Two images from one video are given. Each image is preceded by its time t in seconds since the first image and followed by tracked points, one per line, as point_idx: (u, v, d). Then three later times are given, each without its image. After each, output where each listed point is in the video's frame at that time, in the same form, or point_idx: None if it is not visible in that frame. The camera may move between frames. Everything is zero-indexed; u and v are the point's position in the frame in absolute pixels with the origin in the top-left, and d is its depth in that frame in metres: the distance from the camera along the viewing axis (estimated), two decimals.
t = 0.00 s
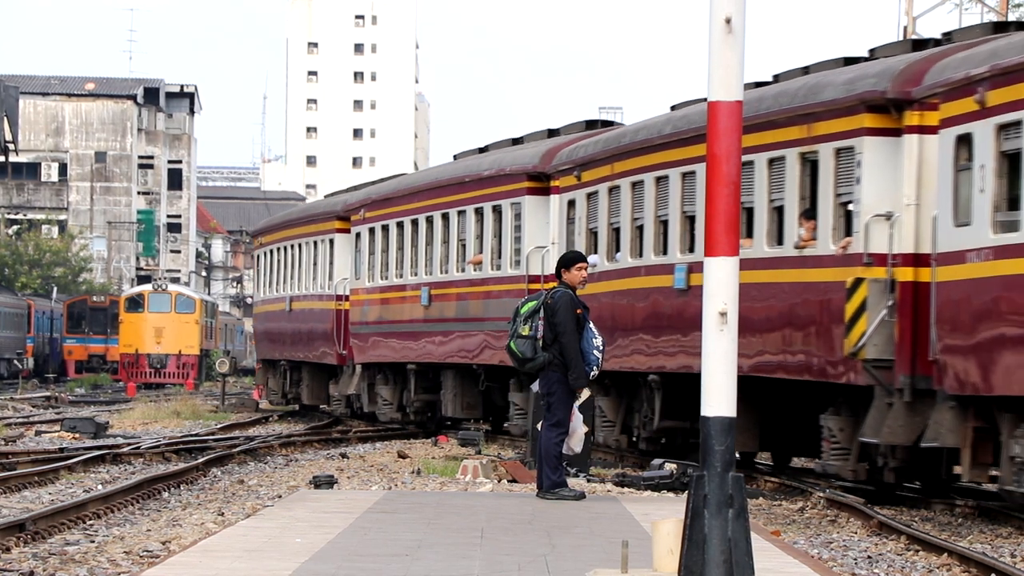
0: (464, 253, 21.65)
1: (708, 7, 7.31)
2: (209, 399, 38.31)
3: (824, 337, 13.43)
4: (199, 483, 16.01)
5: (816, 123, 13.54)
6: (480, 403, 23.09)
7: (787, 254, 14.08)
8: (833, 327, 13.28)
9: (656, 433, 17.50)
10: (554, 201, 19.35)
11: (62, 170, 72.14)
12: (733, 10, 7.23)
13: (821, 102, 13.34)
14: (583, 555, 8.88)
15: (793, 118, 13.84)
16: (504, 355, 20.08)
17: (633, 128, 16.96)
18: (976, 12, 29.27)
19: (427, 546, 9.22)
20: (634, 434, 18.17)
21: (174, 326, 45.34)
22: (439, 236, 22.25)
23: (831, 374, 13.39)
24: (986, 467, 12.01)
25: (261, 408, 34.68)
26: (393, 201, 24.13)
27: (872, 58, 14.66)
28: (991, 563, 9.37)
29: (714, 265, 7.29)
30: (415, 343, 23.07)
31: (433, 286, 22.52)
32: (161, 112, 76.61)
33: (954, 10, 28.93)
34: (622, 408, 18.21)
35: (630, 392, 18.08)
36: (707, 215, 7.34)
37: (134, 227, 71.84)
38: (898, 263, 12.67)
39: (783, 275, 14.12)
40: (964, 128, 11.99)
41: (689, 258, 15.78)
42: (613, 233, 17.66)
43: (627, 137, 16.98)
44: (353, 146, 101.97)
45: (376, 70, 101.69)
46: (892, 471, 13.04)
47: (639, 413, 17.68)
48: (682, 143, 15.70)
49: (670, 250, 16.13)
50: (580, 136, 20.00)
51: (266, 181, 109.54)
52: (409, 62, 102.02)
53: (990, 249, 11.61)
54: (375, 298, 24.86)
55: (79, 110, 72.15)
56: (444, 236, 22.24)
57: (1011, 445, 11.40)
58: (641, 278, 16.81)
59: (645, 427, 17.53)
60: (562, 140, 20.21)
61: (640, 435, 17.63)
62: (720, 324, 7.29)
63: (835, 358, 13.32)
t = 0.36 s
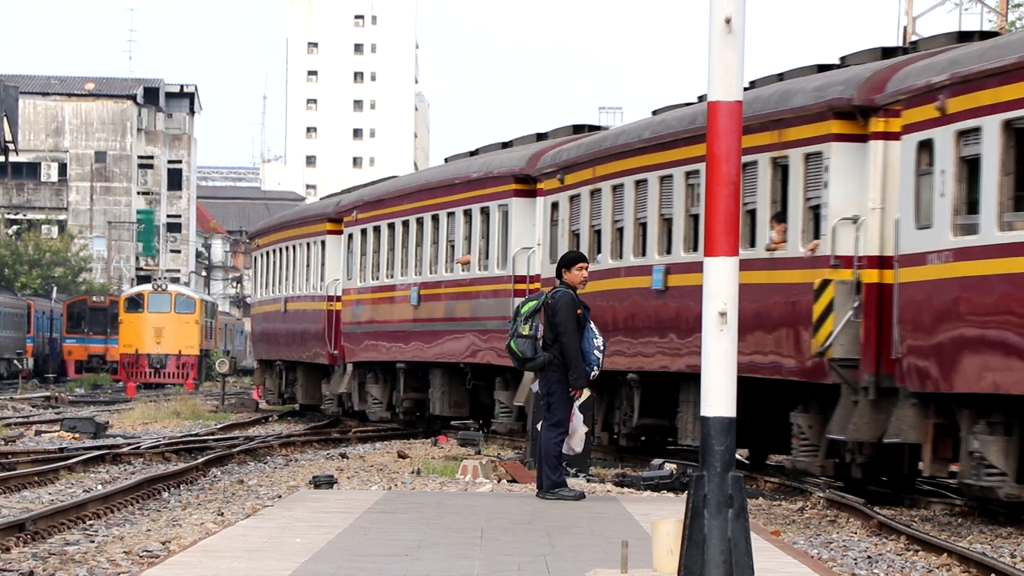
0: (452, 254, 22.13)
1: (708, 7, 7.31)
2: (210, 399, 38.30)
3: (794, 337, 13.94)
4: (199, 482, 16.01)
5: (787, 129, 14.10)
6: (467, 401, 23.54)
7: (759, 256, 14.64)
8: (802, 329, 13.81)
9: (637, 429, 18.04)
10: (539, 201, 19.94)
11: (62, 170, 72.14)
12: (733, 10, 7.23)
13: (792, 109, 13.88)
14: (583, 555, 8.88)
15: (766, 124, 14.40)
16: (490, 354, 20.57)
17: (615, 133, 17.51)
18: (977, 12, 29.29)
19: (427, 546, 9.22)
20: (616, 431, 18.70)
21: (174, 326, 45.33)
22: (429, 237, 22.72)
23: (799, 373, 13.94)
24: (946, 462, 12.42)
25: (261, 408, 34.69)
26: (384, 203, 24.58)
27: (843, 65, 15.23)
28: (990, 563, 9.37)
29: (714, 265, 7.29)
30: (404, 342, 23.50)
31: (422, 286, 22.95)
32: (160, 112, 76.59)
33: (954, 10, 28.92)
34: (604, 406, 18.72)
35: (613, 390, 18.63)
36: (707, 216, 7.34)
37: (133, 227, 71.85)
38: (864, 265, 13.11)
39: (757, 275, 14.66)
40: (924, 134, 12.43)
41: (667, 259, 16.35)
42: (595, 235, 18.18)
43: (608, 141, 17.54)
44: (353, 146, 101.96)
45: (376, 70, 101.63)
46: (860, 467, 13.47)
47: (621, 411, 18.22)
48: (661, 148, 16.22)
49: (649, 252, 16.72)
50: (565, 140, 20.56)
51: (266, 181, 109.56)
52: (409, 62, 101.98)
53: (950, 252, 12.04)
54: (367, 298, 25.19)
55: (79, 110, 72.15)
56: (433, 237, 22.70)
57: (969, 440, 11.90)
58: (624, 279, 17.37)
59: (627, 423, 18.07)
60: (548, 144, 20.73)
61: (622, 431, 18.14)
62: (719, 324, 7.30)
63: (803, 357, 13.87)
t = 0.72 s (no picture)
0: (440, 255, 22.28)
1: (708, 8, 7.32)
2: (210, 400, 38.32)
3: (766, 337, 14.32)
4: (198, 482, 16.01)
5: (758, 134, 14.46)
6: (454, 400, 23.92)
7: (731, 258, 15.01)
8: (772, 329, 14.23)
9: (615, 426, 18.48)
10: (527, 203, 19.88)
11: (62, 171, 72.16)
12: (732, 10, 7.23)
13: (761, 116, 14.24)
14: (581, 555, 8.87)
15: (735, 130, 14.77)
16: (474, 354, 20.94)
17: (594, 136, 17.82)
18: (976, 12, 29.30)
19: (427, 546, 9.23)
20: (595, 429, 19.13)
21: (174, 327, 45.32)
22: (417, 239, 22.86)
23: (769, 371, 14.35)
24: (908, 456, 12.88)
25: (261, 408, 34.69)
26: (374, 205, 24.81)
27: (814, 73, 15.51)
28: (989, 564, 9.37)
29: (714, 265, 7.29)
30: (392, 342, 23.83)
31: (410, 286, 23.21)
32: (160, 112, 76.61)
33: (954, 10, 28.87)
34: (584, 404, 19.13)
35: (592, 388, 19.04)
36: (706, 216, 7.35)
37: (133, 227, 71.89)
38: (831, 268, 13.56)
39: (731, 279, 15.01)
40: (886, 139, 12.83)
41: (645, 261, 16.70)
42: (576, 237, 18.39)
43: (588, 145, 17.84)
44: (353, 146, 101.94)
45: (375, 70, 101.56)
46: (828, 463, 14.01)
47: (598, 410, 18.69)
48: (641, 152, 16.48)
49: (626, 254, 17.06)
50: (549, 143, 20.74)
51: (266, 181, 109.57)
52: (409, 63, 101.92)
53: (912, 253, 12.44)
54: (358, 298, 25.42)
55: (78, 111, 72.17)
56: (421, 238, 22.83)
57: (929, 435, 12.35)
58: (604, 280, 17.69)
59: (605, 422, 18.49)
60: (530, 147, 20.96)
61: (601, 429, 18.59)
62: (718, 324, 7.30)
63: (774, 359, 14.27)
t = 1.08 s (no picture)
0: (426, 256, 22.82)
1: (708, 8, 7.31)
2: (210, 400, 38.33)
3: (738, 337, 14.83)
4: (198, 483, 16.00)
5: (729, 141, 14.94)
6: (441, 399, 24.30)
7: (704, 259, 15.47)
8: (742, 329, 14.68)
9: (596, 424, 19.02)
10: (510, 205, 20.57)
11: (62, 171, 72.16)
12: (732, 11, 7.23)
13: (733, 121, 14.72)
14: (581, 556, 8.85)
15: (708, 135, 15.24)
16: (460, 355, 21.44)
17: (576, 141, 18.39)
18: (977, 12, 29.29)
19: (427, 546, 9.24)
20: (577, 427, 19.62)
21: (174, 327, 45.32)
22: (404, 241, 23.39)
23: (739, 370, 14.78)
24: (872, 453, 13.31)
25: (260, 408, 34.72)
26: (363, 208, 25.29)
27: (785, 80, 16.10)
28: (989, 564, 9.36)
29: (714, 265, 7.29)
30: (380, 342, 24.27)
31: (398, 287, 23.77)
32: (160, 112, 76.66)
33: (954, 10, 28.86)
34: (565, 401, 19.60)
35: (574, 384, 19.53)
36: (706, 216, 7.34)
37: (133, 227, 71.92)
38: (801, 271, 14.07)
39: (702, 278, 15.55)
40: (852, 145, 13.29)
41: (623, 263, 17.26)
42: (558, 239, 18.94)
43: (569, 149, 18.43)
44: (353, 147, 101.96)
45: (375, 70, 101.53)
46: (800, 461, 14.35)
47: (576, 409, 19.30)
48: (620, 155, 17.07)
49: (606, 255, 17.61)
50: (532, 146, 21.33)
51: (265, 181, 109.58)
52: (409, 63, 101.91)
53: (876, 255, 12.90)
54: (347, 299, 25.86)
55: (78, 111, 72.18)
56: (409, 240, 23.37)
57: (892, 433, 12.79)
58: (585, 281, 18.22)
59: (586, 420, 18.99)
60: (514, 151, 21.54)
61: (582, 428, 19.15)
62: (718, 324, 7.29)
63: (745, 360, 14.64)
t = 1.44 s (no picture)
0: (412, 258, 23.09)
1: (708, 8, 7.31)
2: (209, 400, 38.33)
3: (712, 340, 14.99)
4: (198, 483, 16.00)
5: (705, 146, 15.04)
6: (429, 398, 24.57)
7: (682, 262, 15.64)
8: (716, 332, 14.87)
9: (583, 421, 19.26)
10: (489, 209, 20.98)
11: (62, 171, 72.15)
12: (733, 10, 7.23)
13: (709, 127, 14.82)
14: (581, 556, 8.84)
15: (687, 141, 15.35)
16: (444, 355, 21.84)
17: (558, 145, 18.60)
18: (976, 12, 29.28)
19: (427, 546, 9.23)
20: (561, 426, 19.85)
21: (174, 327, 45.32)
22: (391, 243, 23.67)
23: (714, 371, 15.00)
24: (839, 451, 13.62)
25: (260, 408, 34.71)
26: (350, 210, 25.57)
27: (761, 85, 16.20)
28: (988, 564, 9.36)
29: (714, 265, 7.29)
30: (367, 341, 24.57)
31: (385, 289, 24.03)
32: (159, 112, 76.71)
33: (953, 10, 28.85)
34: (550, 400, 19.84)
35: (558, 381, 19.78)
36: (706, 216, 7.34)
37: (132, 227, 71.94)
38: (773, 273, 14.26)
39: (679, 281, 15.69)
40: (819, 152, 13.54)
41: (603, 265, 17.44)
42: (541, 241, 19.15)
43: (551, 153, 18.64)
44: (353, 146, 101.98)
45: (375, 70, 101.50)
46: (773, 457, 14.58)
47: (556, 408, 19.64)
48: (600, 159, 17.26)
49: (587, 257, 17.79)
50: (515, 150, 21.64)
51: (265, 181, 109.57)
52: (409, 63, 101.91)
53: (842, 259, 13.18)
54: (337, 301, 26.13)
55: (78, 111, 72.18)
56: (394, 242, 23.65)
57: (858, 431, 13.14)
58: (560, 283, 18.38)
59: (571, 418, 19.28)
60: (497, 155, 21.83)
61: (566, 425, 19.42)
62: (718, 324, 7.29)
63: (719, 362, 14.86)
